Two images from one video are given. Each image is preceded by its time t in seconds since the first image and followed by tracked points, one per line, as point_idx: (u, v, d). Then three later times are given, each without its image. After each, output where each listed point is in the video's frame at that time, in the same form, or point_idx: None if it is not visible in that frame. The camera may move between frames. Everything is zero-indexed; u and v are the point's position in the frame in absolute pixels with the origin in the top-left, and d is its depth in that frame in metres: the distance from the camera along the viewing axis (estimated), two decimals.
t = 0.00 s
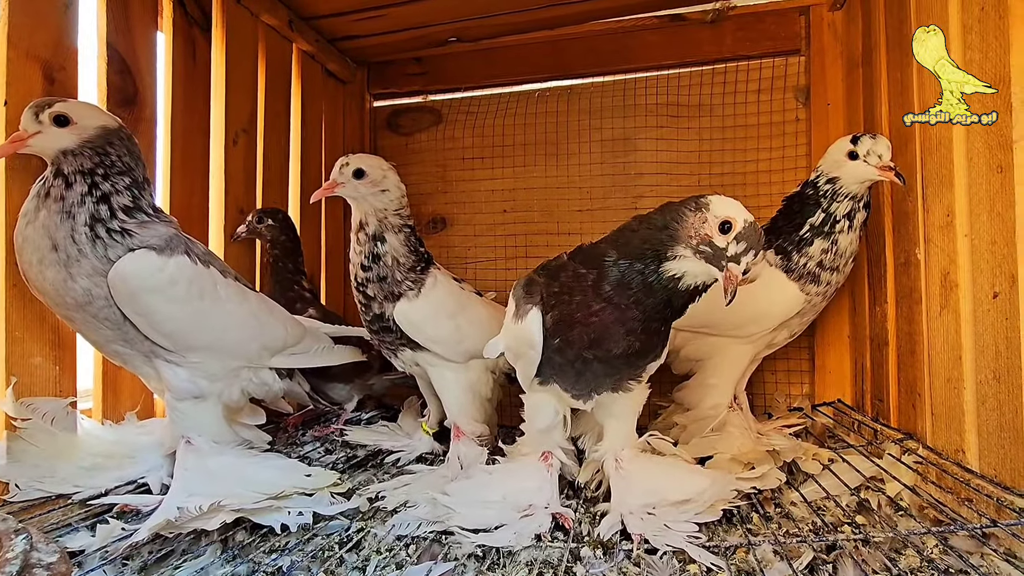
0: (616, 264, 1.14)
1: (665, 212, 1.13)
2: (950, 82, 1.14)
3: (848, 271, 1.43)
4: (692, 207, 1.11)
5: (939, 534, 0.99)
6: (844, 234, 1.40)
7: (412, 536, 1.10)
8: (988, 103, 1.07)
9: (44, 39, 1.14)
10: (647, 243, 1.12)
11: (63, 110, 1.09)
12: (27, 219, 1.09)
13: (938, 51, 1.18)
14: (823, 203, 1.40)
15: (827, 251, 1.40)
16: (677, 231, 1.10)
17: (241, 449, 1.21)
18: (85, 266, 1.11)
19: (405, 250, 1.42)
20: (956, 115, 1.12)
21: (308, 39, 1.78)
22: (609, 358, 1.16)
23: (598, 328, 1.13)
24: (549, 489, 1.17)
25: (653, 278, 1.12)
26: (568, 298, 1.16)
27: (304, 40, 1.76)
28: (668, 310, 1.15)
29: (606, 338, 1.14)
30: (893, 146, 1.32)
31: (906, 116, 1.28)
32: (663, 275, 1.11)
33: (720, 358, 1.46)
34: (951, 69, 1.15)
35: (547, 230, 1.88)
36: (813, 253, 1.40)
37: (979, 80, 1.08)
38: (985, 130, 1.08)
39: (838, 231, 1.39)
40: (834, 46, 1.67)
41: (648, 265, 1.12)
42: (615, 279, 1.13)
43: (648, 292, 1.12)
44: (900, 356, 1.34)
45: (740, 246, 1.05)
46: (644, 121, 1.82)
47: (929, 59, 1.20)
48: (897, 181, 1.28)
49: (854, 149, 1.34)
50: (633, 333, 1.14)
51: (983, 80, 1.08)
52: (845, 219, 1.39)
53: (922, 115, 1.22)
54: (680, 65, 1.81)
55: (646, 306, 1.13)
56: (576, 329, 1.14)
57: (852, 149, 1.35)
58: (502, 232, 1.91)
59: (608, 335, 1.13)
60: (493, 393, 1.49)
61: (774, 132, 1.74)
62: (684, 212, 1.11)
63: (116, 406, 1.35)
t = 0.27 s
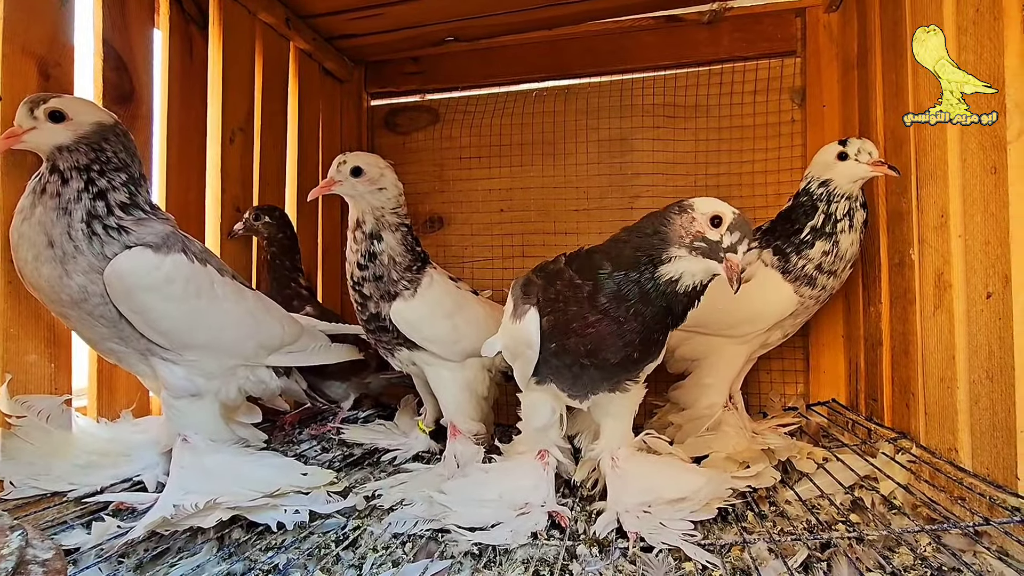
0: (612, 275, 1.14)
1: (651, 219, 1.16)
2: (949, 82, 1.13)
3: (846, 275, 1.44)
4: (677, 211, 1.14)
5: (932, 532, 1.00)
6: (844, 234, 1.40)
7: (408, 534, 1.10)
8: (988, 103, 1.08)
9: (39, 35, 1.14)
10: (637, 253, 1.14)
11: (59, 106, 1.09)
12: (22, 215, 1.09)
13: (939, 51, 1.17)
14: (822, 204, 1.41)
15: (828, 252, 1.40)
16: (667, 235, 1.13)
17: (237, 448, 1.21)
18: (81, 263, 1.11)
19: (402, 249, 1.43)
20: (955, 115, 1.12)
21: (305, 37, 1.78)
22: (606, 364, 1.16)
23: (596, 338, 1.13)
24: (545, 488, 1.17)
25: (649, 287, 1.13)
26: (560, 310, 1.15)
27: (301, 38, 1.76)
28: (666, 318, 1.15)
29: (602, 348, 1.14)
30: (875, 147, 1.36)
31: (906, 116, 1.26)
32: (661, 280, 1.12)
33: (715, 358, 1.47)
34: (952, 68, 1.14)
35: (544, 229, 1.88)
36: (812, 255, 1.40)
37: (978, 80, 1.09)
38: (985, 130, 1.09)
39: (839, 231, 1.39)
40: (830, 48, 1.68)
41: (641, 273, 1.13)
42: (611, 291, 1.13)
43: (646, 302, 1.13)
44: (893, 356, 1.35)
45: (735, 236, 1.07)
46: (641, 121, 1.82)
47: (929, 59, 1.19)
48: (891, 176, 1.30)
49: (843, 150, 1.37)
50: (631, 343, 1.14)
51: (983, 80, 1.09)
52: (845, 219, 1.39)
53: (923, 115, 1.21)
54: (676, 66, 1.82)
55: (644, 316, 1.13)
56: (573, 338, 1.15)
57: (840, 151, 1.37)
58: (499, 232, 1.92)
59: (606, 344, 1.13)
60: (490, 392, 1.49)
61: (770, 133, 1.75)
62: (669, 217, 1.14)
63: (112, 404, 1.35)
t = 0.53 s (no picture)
0: (608, 270, 1.14)
1: (646, 215, 1.15)
2: (949, 82, 1.14)
3: (843, 275, 1.44)
4: (671, 207, 1.13)
5: (928, 532, 1.00)
6: (841, 234, 1.40)
7: (407, 533, 1.11)
8: (987, 104, 1.10)
9: (40, 33, 1.14)
10: (632, 248, 1.13)
11: (61, 103, 1.09)
12: (22, 213, 1.09)
13: (939, 51, 1.17)
14: (819, 204, 1.41)
15: (825, 253, 1.40)
16: (662, 232, 1.11)
17: (235, 446, 1.21)
18: (81, 261, 1.11)
19: (401, 248, 1.43)
20: (955, 115, 1.13)
21: (304, 36, 1.78)
22: (603, 362, 1.16)
23: (592, 335, 1.14)
24: (543, 487, 1.18)
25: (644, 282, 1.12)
26: (556, 309, 1.16)
27: (301, 37, 1.76)
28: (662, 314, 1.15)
29: (599, 345, 1.14)
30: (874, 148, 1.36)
31: (906, 116, 1.26)
32: (656, 275, 1.11)
33: (713, 358, 1.48)
34: (952, 68, 1.14)
35: (543, 229, 1.89)
36: (809, 255, 1.41)
37: (979, 80, 1.10)
38: (985, 130, 1.10)
39: (835, 232, 1.40)
40: (829, 50, 1.69)
41: (636, 269, 1.12)
42: (607, 287, 1.14)
43: (641, 298, 1.13)
44: (890, 357, 1.35)
45: (728, 232, 1.07)
46: (640, 121, 1.83)
47: (929, 58, 1.19)
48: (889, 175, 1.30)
49: (841, 150, 1.37)
50: (627, 341, 1.14)
51: (983, 80, 1.10)
52: (842, 219, 1.40)
53: (923, 115, 1.21)
54: (676, 67, 1.82)
55: (640, 312, 1.13)
56: (570, 335, 1.15)
57: (839, 151, 1.37)
58: (498, 232, 1.92)
59: (602, 341, 1.14)
60: (488, 392, 1.49)
61: (768, 134, 1.76)
62: (664, 213, 1.13)
63: (110, 402, 1.35)
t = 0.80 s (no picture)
0: (606, 268, 1.14)
1: (646, 213, 1.15)
2: (950, 82, 1.14)
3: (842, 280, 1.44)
4: (671, 205, 1.12)
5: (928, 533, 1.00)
6: (841, 242, 1.40)
7: (406, 532, 1.10)
8: (987, 103, 1.09)
9: (39, 29, 1.14)
10: (631, 246, 1.12)
11: (60, 100, 1.09)
12: (20, 211, 1.09)
13: (938, 51, 1.17)
14: (818, 213, 1.41)
15: (824, 259, 1.40)
16: (662, 230, 1.11)
17: (234, 445, 1.21)
18: (78, 258, 1.11)
19: (402, 245, 1.42)
20: (956, 115, 1.13)
21: (305, 34, 1.77)
22: (602, 360, 1.16)
23: (589, 332, 1.14)
24: (542, 486, 1.18)
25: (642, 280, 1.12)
26: (554, 307, 1.16)
27: (301, 35, 1.75)
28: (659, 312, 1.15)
29: (597, 342, 1.14)
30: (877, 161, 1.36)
31: (906, 116, 1.26)
32: (656, 273, 1.11)
33: (713, 358, 1.47)
34: (952, 68, 1.14)
35: (543, 228, 1.89)
36: (809, 261, 1.40)
37: (979, 80, 1.10)
38: (985, 130, 1.09)
39: (834, 239, 1.40)
40: (829, 50, 1.69)
41: (635, 266, 1.12)
42: (605, 284, 1.13)
43: (639, 296, 1.13)
44: (890, 357, 1.35)
45: (729, 231, 1.06)
46: (641, 121, 1.83)
47: (929, 59, 1.20)
48: (890, 199, 1.30)
49: (848, 163, 1.36)
50: (625, 338, 1.14)
51: (983, 80, 1.09)
52: (841, 228, 1.40)
53: (922, 115, 1.21)
54: (676, 67, 1.82)
55: (637, 309, 1.13)
56: (568, 333, 1.15)
57: (846, 163, 1.37)
58: (498, 231, 1.92)
59: (600, 339, 1.14)
60: (488, 391, 1.49)
61: (769, 134, 1.75)
62: (665, 212, 1.13)
63: (108, 400, 1.35)
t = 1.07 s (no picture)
0: (601, 272, 1.13)
1: (637, 215, 1.14)
2: (948, 83, 1.14)
3: (837, 284, 1.44)
4: (659, 208, 1.12)
5: (924, 535, 1.00)
6: (840, 249, 1.40)
7: (401, 534, 1.09)
8: (985, 104, 1.10)
9: (31, 26, 1.13)
10: (623, 248, 1.12)
11: (51, 97, 1.08)
12: (9, 209, 1.08)
13: (938, 51, 1.16)
14: (823, 219, 1.40)
15: (821, 265, 1.40)
16: (649, 231, 1.10)
17: (228, 445, 1.20)
18: (69, 257, 1.09)
19: (395, 252, 1.42)
20: (955, 116, 1.13)
21: (301, 33, 1.76)
22: (601, 362, 1.16)
23: (588, 336, 1.13)
24: (538, 488, 1.17)
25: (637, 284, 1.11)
26: (551, 308, 1.16)
27: (297, 33, 1.74)
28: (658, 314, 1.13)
29: (595, 346, 1.13)
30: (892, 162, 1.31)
31: (906, 116, 1.25)
32: (643, 276, 1.10)
33: (710, 359, 1.47)
34: (952, 68, 1.14)
35: (540, 228, 1.88)
36: (808, 267, 1.40)
37: (978, 80, 1.11)
38: (985, 130, 1.10)
39: (835, 247, 1.40)
40: (827, 51, 1.69)
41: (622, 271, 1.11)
42: (601, 289, 1.13)
43: (637, 300, 1.11)
44: (887, 359, 1.35)
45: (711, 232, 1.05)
46: (638, 121, 1.82)
47: (929, 59, 1.18)
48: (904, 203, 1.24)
49: (863, 166, 1.31)
50: (624, 342, 1.13)
51: (983, 80, 1.10)
52: (843, 235, 1.40)
53: (922, 115, 1.20)
54: (674, 67, 1.81)
55: (635, 313, 1.11)
56: (565, 336, 1.14)
57: (862, 165, 1.31)
58: (495, 231, 1.91)
59: (598, 341, 1.13)
60: (485, 392, 1.48)
61: (766, 135, 1.75)
62: (653, 213, 1.12)
63: (101, 400, 1.34)
